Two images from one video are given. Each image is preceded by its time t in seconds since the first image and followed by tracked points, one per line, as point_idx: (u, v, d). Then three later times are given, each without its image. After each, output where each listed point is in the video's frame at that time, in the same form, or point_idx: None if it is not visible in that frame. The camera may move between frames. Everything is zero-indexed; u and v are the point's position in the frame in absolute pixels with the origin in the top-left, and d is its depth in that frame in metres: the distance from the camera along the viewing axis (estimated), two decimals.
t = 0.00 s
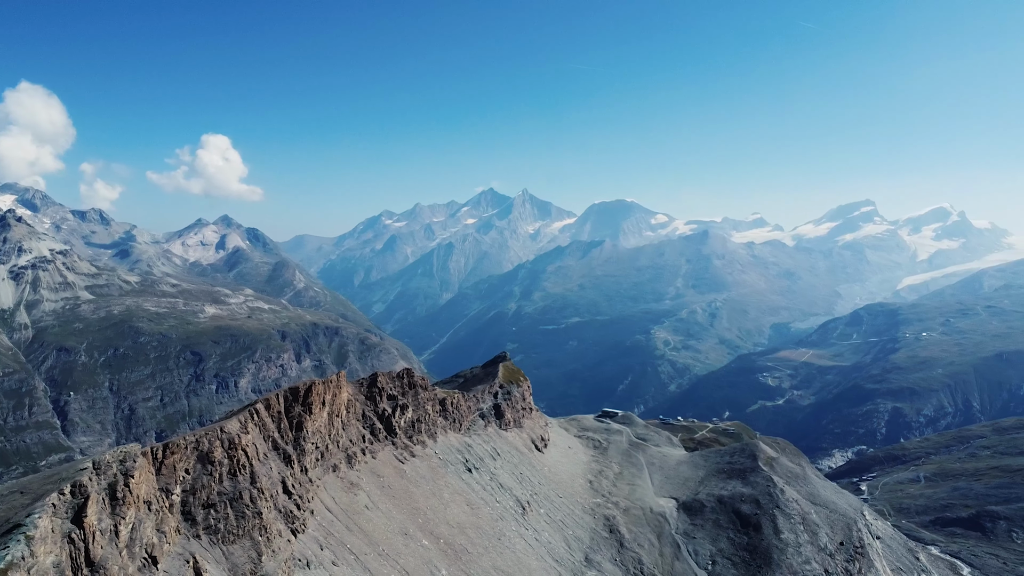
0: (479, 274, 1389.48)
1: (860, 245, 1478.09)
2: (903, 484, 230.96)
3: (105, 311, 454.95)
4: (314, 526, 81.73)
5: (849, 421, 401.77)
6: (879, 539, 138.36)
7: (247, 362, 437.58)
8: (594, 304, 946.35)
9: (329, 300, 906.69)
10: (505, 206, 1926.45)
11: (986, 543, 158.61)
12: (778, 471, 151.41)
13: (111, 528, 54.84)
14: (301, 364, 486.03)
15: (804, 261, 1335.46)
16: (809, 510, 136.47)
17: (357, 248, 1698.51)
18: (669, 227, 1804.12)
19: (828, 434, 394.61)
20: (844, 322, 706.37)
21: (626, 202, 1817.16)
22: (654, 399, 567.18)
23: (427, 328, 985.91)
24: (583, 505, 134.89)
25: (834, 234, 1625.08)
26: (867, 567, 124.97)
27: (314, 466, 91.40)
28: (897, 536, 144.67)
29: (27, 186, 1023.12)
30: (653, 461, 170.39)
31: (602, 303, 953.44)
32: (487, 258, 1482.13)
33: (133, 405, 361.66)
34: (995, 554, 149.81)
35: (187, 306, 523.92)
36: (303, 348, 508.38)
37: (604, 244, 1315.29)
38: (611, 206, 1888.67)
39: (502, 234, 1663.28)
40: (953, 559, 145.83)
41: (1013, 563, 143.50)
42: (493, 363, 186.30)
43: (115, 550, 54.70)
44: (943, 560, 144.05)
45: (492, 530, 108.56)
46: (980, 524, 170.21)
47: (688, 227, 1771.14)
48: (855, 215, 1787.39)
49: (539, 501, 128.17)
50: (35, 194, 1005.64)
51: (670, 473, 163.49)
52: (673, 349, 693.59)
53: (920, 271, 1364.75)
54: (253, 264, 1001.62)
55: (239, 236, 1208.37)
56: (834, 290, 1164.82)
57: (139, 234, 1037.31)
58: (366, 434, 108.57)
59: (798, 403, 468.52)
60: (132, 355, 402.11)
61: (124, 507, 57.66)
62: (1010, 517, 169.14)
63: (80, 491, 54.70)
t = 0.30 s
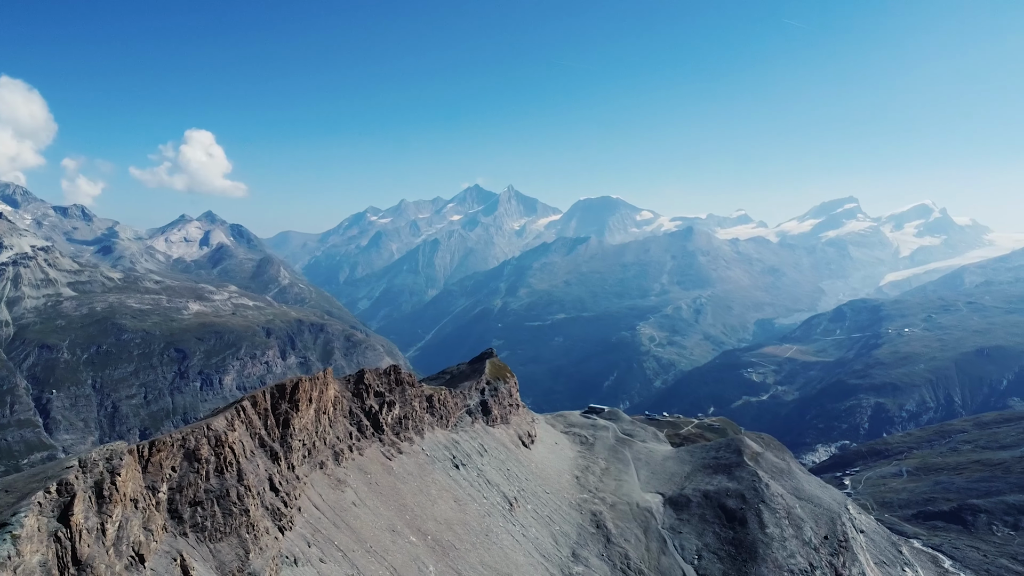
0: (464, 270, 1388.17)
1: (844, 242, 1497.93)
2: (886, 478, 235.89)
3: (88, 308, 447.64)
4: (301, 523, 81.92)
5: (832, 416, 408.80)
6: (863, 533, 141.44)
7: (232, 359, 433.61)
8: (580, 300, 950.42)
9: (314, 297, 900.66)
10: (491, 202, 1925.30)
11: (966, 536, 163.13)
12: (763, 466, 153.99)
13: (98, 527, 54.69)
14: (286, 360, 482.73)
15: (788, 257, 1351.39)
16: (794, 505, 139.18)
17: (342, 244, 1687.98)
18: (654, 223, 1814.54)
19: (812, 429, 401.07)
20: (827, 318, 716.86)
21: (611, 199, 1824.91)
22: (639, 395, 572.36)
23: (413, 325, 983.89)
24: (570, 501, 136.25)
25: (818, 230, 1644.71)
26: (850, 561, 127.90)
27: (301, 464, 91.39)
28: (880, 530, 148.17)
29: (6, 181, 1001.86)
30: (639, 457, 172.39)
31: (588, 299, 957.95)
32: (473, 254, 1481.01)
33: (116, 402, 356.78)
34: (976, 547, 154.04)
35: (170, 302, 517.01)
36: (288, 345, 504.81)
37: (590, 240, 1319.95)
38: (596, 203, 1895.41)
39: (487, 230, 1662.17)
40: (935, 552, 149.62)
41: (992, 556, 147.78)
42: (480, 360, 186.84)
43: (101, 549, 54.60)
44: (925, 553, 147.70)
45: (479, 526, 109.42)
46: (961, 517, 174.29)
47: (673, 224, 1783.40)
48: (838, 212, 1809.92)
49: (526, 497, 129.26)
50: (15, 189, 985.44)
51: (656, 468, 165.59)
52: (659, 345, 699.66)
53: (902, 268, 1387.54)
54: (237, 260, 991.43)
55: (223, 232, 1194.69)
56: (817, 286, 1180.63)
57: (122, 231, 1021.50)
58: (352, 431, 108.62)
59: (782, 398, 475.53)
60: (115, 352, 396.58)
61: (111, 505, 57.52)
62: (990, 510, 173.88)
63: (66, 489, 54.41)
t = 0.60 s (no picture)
0: (451, 266, 1385.81)
1: (829, 237, 1514.84)
2: (871, 471, 240.30)
3: (72, 304, 441.07)
4: (291, 519, 82.16)
5: (818, 409, 415.26)
6: (848, 524, 144.50)
7: (218, 355, 430.10)
8: (567, 295, 953.39)
9: (301, 292, 895.26)
10: (477, 197, 1921.18)
11: (951, 527, 166.77)
12: (750, 459, 156.47)
13: (87, 524, 54.64)
14: (273, 357, 479.83)
15: (774, 252, 1364.44)
16: (781, 497, 141.78)
17: (329, 240, 1675.90)
18: (641, 218, 1822.02)
19: (798, 423, 407.10)
20: (812, 313, 725.92)
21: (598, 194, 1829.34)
22: (626, 390, 577.04)
23: (400, 320, 981.12)
24: (559, 495, 137.58)
25: (803, 225, 1661.12)
26: (836, 553, 130.65)
27: (290, 460, 91.49)
28: (865, 522, 151.49)
29: None
30: (628, 451, 174.16)
31: (575, 294, 961.28)
32: (460, 249, 1478.44)
33: (101, 399, 352.63)
34: (960, 538, 157.64)
35: (156, 298, 510.85)
36: (275, 341, 501.70)
37: (577, 235, 1322.37)
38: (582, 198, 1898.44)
39: (474, 225, 1659.17)
40: (919, 543, 152.99)
41: (976, 547, 151.40)
42: (468, 355, 187.29)
43: (91, 546, 54.61)
44: (911, 544, 150.97)
45: (469, 521, 110.38)
46: (945, 509, 178.12)
47: (659, 219, 1791.79)
48: (823, 207, 1828.89)
49: (515, 491, 130.53)
50: None
51: (644, 462, 167.55)
52: (646, 340, 704.70)
53: (885, 262, 1406.65)
54: (223, 256, 981.32)
55: (208, 227, 1181.01)
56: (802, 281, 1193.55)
57: (105, 226, 1005.94)
58: (341, 427, 108.82)
59: (767, 392, 482.10)
60: (100, 349, 391.47)
61: (99, 502, 57.49)
62: (974, 501, 177.73)
63: (55, 486, 54.25)
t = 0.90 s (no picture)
0: (441, 260, 1382.76)
1: (816, 231, 1527.79)
2: (860, 464, 243.99)
3: (58, 300, 435.20)
4: (283, 515, 82.43)
5: (805, 402, 420.66)
6: (836, 516, 146.93)
7: (207, 351, 427.09)
8: (557, 289, 955.46)
9: (290, 288, 890.00)
10: (467, 191, 1915.98)
11: (937, 519, 170.19)
12: (739, 452, 158.47)
13: (79, 521, 54.68)
14: (262, 352, 477.39)
15: (762, 246, 1373.45)
16: (770, 490, 143.82)
17: (317, 235, 1665.18)
18: (630, 212, 1825.28)
19: (787, 416, 412.11)
20: (801, 306, 732.69)
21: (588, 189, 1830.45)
22: (616, 384, 580.84)
23: (389, 315, 978.73)
24: (550, 490, 138.69)
25: (791, 219, 1671.58)
26: (825, 545, 133.09)
27: (281, 456, 91.57)
28: (853, 514, 154.04)
29: None
30: (618, 444, 175.78)
31: (565, 289, 963.72)
32: (450, 244, 1474.92)
33: (89, 395, 349.35)
34: (946, 529, 160.97)
35: (143, 294, 505.45)
36: (264, 337, 498.74)
37: (567, 230, 1323.47)
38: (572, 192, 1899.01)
39: (464, 220, 1655.64)
40: (907, 534, 156.02)
41: (962, 538, 154.75)
42: (458, 350, 187.60)
43: (82, 543, 54.53)
44: (899, 536, 153.83)
45: (460, 516, 111.18)
46: (932, 501, 181.55)
47: (649, 213, 1797.12)
48: (812, 201, 1840.37)
49: (506, 485, 131.48)
50: None
51: (635, 456, 169.17)
52: (635, 334, 708.74)
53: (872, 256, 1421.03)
54: (210, 251, 972.10)
55: (195, 223, 1168.57)
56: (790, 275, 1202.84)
57: (91, 221, 992.23)
58: (332, 422, 108.91)
59: (755, 385, 487.41)
60: (87, 345, 387.47)
61: (91, 499, 57.48)
62: (960, 493, 181.24)
63: (46, 483, 54.17)
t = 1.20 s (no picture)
0: (431, 255, 1379.31)
1: (805, 226, 1540.22)
2: (848, 457, 247.78)
3: (45, 296, 429.96)
4: (275, 511, 82.75)
5: (794, 396, 425.63)
6: (825, 509, 149.40)
7: (196, 347, 424.21)
8: (546, 284, 957.69)
9: (279, 283, 884.78)
10: (456, 186, 1911.41)
11: (925, 511, 173.34)
12: (729, 446, 160.42)
13: (72, 517, 54.83)
14: (252, 348, 474.91)
15: (751, 240, 1381.35)
16: (760, 483, 145.87)
17: (306, 230, 1654.66)
18: (620, 207, 1829.21)
19: (776, 409, 416.83)
20: (789, 301, 739.62)
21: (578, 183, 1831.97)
22: (606, 378, 584.80)
23: (379, 311, 976.24)
24: (541, 484, 139.82)
25: (780, 214, 1683.04)
26: (815, 537, 135.54)
27: (273, 451, 91.80)
28: (843, 507, 156.61)
29: None
30: (609, 439, 177.38)
31: (554, 283, 966.12)
32: (439, 239, 1471.94)
33: (78, 392, 346.42)
34: (934, 521, 164.14)
35: (131, 290, 500.51)
36: (253, 332, 495.98)
37: (557, 225, 1324.66)
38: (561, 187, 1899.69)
39: (453, 215, 1651.68)
40: (895, 527, 158.88)
41: (949, 529, 157.83)
42: (449, 345, 188.00)
43: (75, 540, 54.66)
44: (887, 528, 156.67)
45: (452, 510, 112.03)
46: (919, 493, 184.83)
47: (638, 208, 1802.51)
48: (800, 196, 1853.00)
49: (498, 480, 132.45)
50: None
51: (625, 450, 170.89)
52: (625, 329, 712.75)
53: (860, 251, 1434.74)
54: (198, 247, 963.01)
55: (183, 218, 1157.09)
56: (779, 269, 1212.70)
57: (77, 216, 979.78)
58: (324, 418, 109.19)
59: (744, 379, 492.52)
60: (75, 341, 383.67)
61: (83, 496, 57.66)
62: (947, 485, 184.61)
63: (38, 480, 54.22)
